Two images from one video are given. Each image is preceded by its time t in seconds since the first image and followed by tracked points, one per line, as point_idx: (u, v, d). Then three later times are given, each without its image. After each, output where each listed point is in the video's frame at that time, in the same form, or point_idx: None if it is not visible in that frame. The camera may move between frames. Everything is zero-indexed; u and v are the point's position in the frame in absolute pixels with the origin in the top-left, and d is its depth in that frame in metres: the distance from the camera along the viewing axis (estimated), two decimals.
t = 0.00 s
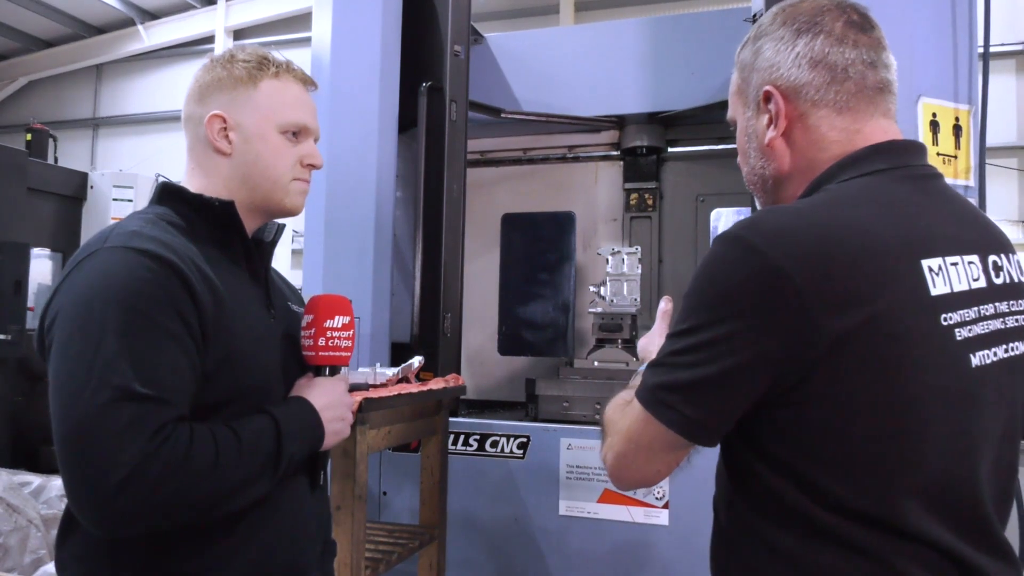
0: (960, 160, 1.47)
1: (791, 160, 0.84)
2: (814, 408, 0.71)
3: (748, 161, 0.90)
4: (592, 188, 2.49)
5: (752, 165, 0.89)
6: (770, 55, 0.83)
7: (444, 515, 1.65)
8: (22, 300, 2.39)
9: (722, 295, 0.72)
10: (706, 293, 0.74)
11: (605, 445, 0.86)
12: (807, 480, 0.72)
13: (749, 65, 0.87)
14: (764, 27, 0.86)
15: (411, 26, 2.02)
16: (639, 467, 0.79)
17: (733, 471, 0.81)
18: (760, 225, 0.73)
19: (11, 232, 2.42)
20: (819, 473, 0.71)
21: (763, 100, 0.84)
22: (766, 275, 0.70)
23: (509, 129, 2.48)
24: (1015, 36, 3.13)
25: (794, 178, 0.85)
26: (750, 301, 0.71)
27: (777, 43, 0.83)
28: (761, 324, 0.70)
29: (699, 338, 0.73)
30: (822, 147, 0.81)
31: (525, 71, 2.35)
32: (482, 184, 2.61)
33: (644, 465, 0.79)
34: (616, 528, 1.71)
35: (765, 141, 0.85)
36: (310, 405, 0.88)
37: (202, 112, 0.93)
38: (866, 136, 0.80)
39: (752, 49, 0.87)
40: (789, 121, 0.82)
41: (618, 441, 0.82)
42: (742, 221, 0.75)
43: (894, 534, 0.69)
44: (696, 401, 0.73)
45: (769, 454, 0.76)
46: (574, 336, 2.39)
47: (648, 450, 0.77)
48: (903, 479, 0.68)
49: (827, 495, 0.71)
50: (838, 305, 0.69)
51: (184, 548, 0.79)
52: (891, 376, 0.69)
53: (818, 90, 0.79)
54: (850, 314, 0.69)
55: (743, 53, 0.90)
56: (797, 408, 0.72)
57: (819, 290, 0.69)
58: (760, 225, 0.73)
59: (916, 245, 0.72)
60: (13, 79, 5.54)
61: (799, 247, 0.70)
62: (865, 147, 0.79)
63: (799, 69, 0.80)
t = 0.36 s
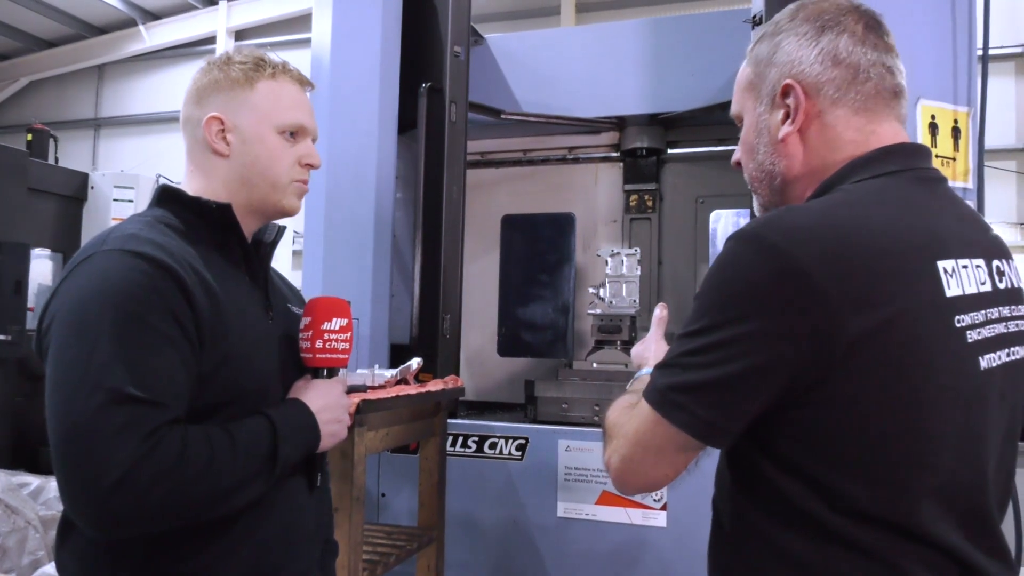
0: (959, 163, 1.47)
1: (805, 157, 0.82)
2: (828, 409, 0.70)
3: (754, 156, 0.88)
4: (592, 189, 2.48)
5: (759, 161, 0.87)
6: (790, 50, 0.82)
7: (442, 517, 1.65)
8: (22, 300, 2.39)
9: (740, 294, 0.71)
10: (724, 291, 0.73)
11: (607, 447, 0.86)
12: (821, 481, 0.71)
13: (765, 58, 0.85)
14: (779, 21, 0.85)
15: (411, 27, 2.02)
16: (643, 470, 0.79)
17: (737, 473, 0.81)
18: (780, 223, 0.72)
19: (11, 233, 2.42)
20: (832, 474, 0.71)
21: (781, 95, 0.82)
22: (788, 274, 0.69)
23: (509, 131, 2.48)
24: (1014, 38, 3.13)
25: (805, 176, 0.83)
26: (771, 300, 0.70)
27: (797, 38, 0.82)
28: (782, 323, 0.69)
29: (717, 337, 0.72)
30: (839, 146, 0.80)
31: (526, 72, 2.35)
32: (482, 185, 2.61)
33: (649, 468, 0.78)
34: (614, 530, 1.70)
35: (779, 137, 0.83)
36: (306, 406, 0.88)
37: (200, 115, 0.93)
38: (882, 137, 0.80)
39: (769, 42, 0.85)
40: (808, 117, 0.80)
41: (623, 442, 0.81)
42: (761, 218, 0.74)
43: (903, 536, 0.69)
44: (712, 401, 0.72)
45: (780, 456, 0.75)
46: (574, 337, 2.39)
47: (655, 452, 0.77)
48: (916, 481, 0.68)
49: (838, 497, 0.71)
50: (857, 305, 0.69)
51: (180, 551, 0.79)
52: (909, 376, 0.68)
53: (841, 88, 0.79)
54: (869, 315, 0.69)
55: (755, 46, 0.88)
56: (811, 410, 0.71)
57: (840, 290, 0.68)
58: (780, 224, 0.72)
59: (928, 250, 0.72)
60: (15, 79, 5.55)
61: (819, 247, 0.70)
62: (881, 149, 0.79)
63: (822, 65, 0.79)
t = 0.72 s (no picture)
0: (962, 165, 1.46)
1: (821, 148, 0.81)
2: (839, 411, 0.69)
3: (764, 143, 0.86)
4: (595, 191, 2.48)
5: (770, 146, 0.85)
6: (821, 40, 0.82)
7: (443, 520, 1.65)
8: (27, 302, 2.40)
9: (754, 292, 0.70)
10: (738, 289, 0.72)
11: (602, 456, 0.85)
12: (827, 483, 0.70)
13: (791, 46, 0.84)
14: (806, 16, 0.85)
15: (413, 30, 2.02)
16: (643, 476, 0.77)
17: (737, 474, 0.80)
18: (794, 221, 0.71)
19: (17, 234, 2.43)
20: (839, 477, 0.70)
21: (808, 81, 0.81)
22: (805, 272, 0.69)
23: (512, 133, 2.48)
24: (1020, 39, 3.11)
25: (817, 167, 0.82)
26: (787, 298, 0.69)
27: (830, 30, 0.82)
28: (797, 323, 0.68)
29: (729, 336, 0.71)
30: (857, 141, 0.80)
31: (528, 75, 2.34)
32: (484, 187, 2.60)
33: (650, 474, 0.76)
34: (615, 534, 1.70)
35: (798, 123, 0.82)
36: (298, 408, 0.88)
37: (207, 121, 0.92)
38: (895, 140, 0.82)
39: (796, 32, 0.84)
40: (833, 107, 0.80)
41: (622, 447, 0.80)
42: (773, 217, 0.74)
43: (908, 539, 0.68)
44: (723, 401, 0.71)
45: (784, 459, 0.74)
46: (576, 340, 2.35)
47: (657, 457, 0.75)
48: (923, 484, 0.68)
49: (844, 500, 0.70)
50: (872, 304, 0.68)
51: (171, 553, 0.79)
52: (921, 378, 0.68)
53: (869, 86, 0.80)
54: (884, 314, 0.68)
55: (776, 37, 0.88)
56: (821, 411, 0.70)
57: (856, 289, 0.68)
58: (793, 222, 0.71)
59: (926, 253, 0.71)
60: (22, 82, 5.58)
61: (834, 245, 0.69)
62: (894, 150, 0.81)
63: (854, 61, 0.80)
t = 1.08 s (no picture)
0: (968, 166, 1.45)
1: (822, 147, 0.81)
2: (858, 408, 0.68)
3: (764, 145, 0.85)
4: (599, 192, 2.47)
5: (771, 146, 0.84)
6: (819, 44, 0.82)
7: (446, 522, 1.64)
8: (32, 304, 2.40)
9: (773, 288, 0.69)
10: (754, 285, 0.70)
11: (601, 466, 0.82)
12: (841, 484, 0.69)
13: (788, 50, 0.84)
14: (803, 23, 0.86)
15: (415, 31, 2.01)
16: (653, 484, 0.75)
17: (740, 476, 0.80)
18: (812, 216, 0.71)
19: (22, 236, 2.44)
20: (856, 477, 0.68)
21: (807, 83, 0.81)
22: (825, 267, 0.68)
23: (514, 134, 2.48)
24: None
25: (820, 167, 0.81)
26: (807, 293, 0.68)
27: (826, 34, 0.82)
28: (818, 317, 0.67)
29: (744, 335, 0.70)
30: (857, 141, 0.80)
31: (531, 76, 2.34)
32: (488, 188, 2.60)
33: (662, 482, 0.74)
34: (617, 537, 1.69)
35: (798, 123, 0.81)
36: (295, 412, 0.88)
37: (225, 129, 0.92)
38: (894, 141, 0.81)
39: (793, 37, 0.85)
40: (833, 107, 0.80)
41: (629, 455, 0.77)
42: (789, 212, 0.73)
43: (920, 540, 0.68)
44: (742, 400, 0.69)
45: (796, 459, 0.73)
46: (580, 341, 2.35)
47: (671, 464, 0.73)
48: (938, 483, 0.67)
49: (860, 500, 0.68)
50: (893, 298, 0.67)
51: (169, 558, 0.79)
52: (937, 374, 0.67)
53: (866, 87, 0.80)
54: (902, 312, 0.67)
55: (773, 44, 0.88)
56: (839, 409, 0.69)
57: (874, 286, 0.67)
58: (811, 217, 0.71)
59: (932, 254, 0.70)
60: (29, 85, 5.61)
61: (853, 240, 0.68)
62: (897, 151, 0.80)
63: (852, 63, 0.80)
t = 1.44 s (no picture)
0: (970, 166, 1.45)
1: (796, 163, 0.81)
2: (855, 416, 0.67)
3: (750, 165, 0.88)
4: (599, 193, 2.47)
5: (755, 168, 0.86)
6: (779, 59, 0.82)
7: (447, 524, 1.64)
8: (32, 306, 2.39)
9: (760, 299, 0.69)
10: (741, 297, 0.70)
11: (600, 474, 0.82)
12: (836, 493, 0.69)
13: (758, 69, 0.86)
14: (777, 34, 0.86)
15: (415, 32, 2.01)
16: (647, 496, 0.75)
17: (738, 482, 0.79)
18: (806, 223, 0.70)
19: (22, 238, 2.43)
20: (854, 486, 0.68)
21: (770, 102, 0.82)
22: (812, 278, 0.67)
23: (514, 135, 2.47)
24: None
25: (801, 181, 0.82)
26: (795, 302, 0.67)
27: (788, 47, 0.82)
28: (810, 328, 0.67)
29: (734, 346, 0.69)
30: (828, 150, 0.78)
31: (531, 76, 2.33)
32: (488, 189, 2.59)
33: (656, 494, 0.74)
34: (619, 539, 1.68)
35: (768, 143, 0.83)
36: (296, 415, 0.87)
37: (194, 121, 0.92)
38: (877, 142, 0.79)
39: (763, 55, 0.86)
40: (794, 124, 0.80)
41: (624, 468, 0.77)
42: (779, 221, 0.72)
43: (916, 549, 0.67)
44: (735, 412, 0.68)
45: (792, 467, 0.72)
46: (580, 342, 2.35)
47: (663, 477, 0.73)
48: (936, 491, 0.66)
49: (857, 509, 0.68)
50: (887, 306, 0.67)
51: (170, 563, 0.78)
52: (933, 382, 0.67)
53: (824, 93, 0.78)
54: (895, 318, 0.67)
55: (756, 58, 0.89)
56: (834, 418, 0.68)
57: (866, 293, 0.67)
58: (803, 225, 0.70)
59: (929, 259, 0.70)
60: (28, 86, 5.60)
61: (845, 248, 0.68)
62: (874, 155, 0.78)
63: (807, 71, 0.79)
